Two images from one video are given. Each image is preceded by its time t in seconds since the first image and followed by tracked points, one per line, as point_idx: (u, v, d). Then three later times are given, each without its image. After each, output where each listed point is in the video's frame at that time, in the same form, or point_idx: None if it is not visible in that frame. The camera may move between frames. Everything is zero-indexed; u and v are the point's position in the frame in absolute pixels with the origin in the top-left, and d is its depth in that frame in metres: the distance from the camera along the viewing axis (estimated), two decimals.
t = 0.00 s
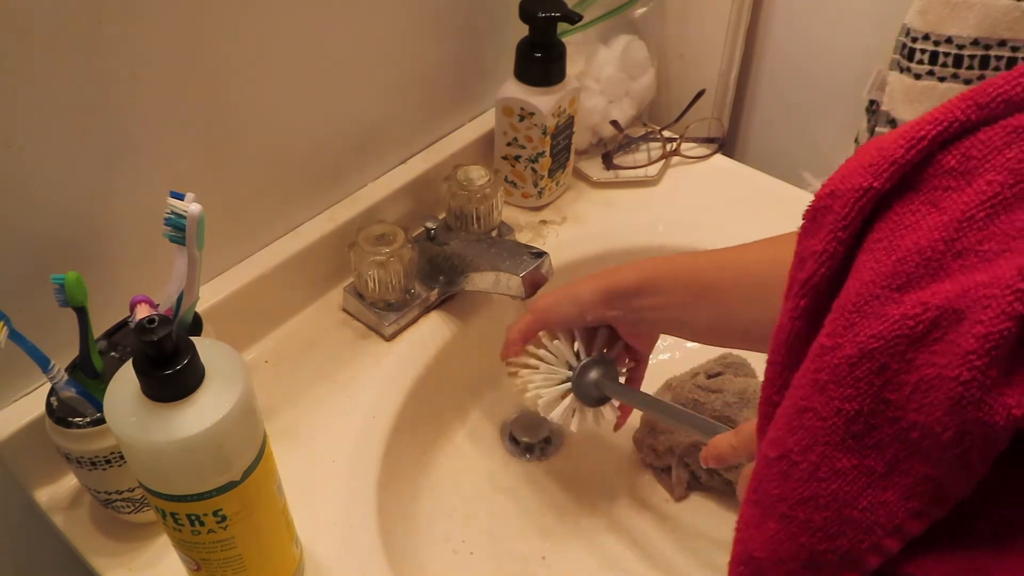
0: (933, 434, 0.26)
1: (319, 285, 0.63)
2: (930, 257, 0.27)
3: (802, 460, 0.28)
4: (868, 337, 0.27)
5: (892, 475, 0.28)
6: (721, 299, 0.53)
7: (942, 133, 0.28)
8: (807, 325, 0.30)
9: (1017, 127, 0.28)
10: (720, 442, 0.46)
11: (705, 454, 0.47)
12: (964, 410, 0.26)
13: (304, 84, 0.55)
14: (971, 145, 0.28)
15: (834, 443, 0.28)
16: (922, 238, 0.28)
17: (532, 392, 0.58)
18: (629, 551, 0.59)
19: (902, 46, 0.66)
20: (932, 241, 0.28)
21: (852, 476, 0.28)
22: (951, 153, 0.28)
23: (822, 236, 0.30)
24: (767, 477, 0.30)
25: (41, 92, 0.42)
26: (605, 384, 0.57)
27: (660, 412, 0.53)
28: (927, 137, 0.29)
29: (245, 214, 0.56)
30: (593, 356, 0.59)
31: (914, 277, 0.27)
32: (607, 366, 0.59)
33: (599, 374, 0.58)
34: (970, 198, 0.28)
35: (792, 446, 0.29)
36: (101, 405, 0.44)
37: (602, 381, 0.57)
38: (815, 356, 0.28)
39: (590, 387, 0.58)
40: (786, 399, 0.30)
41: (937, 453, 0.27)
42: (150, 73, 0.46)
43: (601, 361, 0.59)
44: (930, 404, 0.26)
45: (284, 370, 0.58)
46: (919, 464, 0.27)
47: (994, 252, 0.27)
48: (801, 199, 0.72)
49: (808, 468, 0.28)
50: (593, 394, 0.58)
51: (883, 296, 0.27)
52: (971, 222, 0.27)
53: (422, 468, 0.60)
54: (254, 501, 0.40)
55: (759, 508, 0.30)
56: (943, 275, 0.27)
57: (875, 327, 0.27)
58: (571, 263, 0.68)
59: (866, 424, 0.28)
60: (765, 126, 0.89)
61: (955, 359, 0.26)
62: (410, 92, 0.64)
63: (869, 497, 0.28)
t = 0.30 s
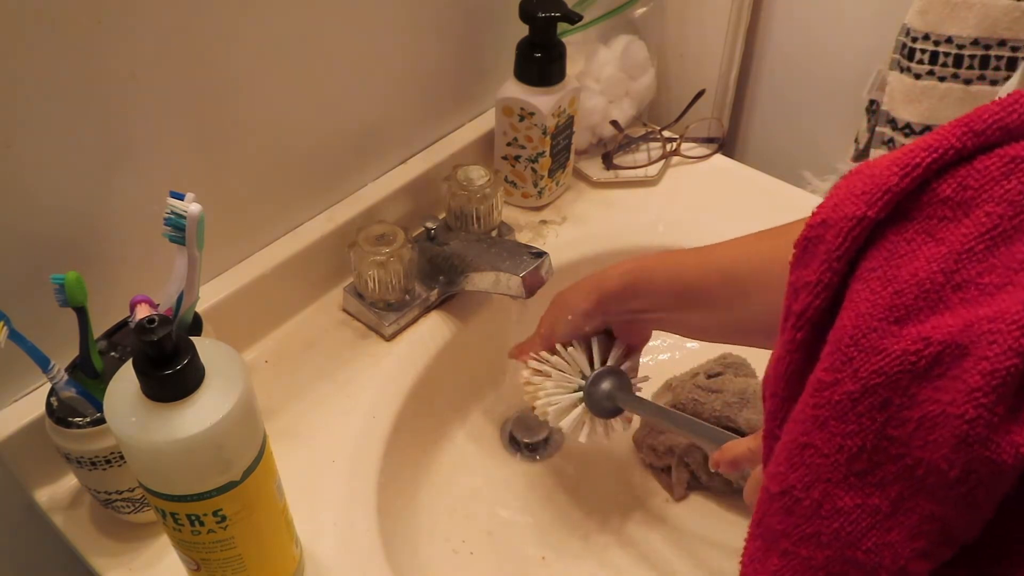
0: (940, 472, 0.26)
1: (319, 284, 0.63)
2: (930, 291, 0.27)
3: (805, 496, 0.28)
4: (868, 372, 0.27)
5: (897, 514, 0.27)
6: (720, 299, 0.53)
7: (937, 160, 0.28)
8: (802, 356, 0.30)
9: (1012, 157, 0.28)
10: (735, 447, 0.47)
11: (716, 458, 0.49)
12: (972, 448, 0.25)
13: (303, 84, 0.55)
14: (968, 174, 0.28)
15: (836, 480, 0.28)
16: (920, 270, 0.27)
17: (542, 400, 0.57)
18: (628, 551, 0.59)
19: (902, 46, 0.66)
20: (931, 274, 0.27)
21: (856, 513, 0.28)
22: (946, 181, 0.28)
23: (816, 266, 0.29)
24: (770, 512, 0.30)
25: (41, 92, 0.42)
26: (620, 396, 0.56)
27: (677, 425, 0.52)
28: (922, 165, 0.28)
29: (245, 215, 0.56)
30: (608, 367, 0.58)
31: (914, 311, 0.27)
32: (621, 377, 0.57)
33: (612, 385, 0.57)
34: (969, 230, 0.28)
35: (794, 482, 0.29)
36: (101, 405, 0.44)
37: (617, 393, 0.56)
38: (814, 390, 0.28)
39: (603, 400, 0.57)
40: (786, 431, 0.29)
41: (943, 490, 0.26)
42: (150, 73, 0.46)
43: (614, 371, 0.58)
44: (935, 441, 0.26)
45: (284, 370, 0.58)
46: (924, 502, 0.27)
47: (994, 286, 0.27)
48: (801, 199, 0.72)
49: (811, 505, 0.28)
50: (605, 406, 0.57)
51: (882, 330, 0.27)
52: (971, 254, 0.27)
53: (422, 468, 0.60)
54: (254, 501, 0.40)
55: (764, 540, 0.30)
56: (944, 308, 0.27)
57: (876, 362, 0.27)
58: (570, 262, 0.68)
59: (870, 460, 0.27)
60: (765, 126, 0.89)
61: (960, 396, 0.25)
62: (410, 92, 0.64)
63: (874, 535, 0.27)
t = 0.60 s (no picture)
0: (951, 456, 0.26)
1: (319, 284, 0.63)
2: (947, 276, 0.28)
3: (813, 481, 0.28)
4: (883, 354, 0.27)
5: (907, 497, 0.27)
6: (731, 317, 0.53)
7: (958, 149, 0.29)
8: (817, 342, 0.30)
9: None
10: (721, 448, 0.46)
11: (701, 458, 0.48)
12: (985, 430, 0.26)
13: (304, 84, 0.55)
14: (988, 163, 0.29)
15: (848, 463, 0.27)
16: (939, 256, 0.28)
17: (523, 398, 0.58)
18: (628, 551, 0.59)
19: (902, 46, 0.66)
20: (949, 260, 0.28)
21: (865, 497, 0.27)
22: (967, 170, 0.29)
23: (834, 250, 0.30)
24: (774, 499, 0.29)
25: (41, 91, 0.42)
26: (600, 399, 0.57)
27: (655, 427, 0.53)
28: (944, 152, 0.29)
29: (245, 214, 0.56)
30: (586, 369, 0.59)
31: (930, 296, 0.28)
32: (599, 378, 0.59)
33: (592, 389, 0.58)
34: (988, 218, 0.28)
35: (803, 466, 0.28)
36: (101, 405, 0.44)
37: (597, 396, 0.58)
38: (828, 373, 0.28)
39: (584, 402, 0.58)
40: (795, 417, 0.29)
41: (954, 473, 0.26)
42: (151, 73, 0.46)
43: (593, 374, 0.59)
44: (947, 424, 0.26)
45: (283, 370, 0.58)
46: (934, 486, 0.27)
47: (1011, 273, 0.27)
48: (801, 199, 0.72)
49: (820, 489, 0.28)
50: (587, 409, 0.58)
51: (899, 313, 0.27)
52: (988, 242, 0.28)
53: (422, 468, 0.60)
54: (254, 501, 0.40)
55: (765, 528, 0.30)
56: (960, 294, 0.28)
57: (892, 344, 0.27)
58: (571, 262, 0.68)
59: (882, 444, 0.27)
60: (765, 126, 0.89)
61: (975, 378, 0.26)
62: (410, 92, 0.64)
63: (881, 520, 0.27)
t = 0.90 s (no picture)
0: (950, 501, 0.27)
1: (319, 284, 0.63)
2: (943, 319, 0.29)
3: (804, 527, 0.29)
4: (880, 398, 0.28)
5: (900, 542, 0.28)
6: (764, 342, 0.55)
7: (948, 195, 0.31)
8: (806, 381, 0.32)
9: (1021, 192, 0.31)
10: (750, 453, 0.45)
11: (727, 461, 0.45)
12: (985, 475, 0.26)
13: (304, 84, 0.55)
14: (978, 208, 0.31)
15: (841, 509, 0.29)
16: (934, 301, 0.30)
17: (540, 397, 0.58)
18: (628, 551, 0.59)
19: (902, 46, 0.66)
20: (944, 304, 0.30)
21: (860, 543, 0.29)
22: (958, 215, 0.31)
23: (828, 293, 0.32)
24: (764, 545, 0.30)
25: (41, 91, 0.42)
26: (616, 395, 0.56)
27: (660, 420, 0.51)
28: (935, 199, 0.31)
29: (246, 214, 0.56)
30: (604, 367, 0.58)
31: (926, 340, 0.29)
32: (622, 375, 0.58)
33: (611, 385, 0.57)
34: (981, 262, 0.30)
35: (796, 511, 0.29)
36: (101, 405, 0.44)
37: (614, 392, 0.56)
38: (823, 415, 0.30)
39: (601, 399, 0.57)
40: (790, 460, 0.31)
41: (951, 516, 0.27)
42: (151, 73, 0.46)
43: (614, 372, 0.58)
44: (947, 469, 0.27)
45: (284, 370, 0.58)
46: (932, 530, 0.28)
47: (1007, 315, 0.29)
48: (801, 199, 0.72)
49: (811, 536, 0.29)
50: (603, 405, 0.57)
51: (895, 357, 0.29)
52: (982, 285, 0.30)
53: (422, 468, 0.60)
54: (254, 501, 0.40)
55: None
56: (958, 338, 0.29)
57: (887, 388, 0.28)
58: (571, 262, 0.68)
59: (877, 489, 0.28)
60: (765, 126, 0.89)
61: (972, 422, 0.27)
62: (410, 93, 0.64)
63: (876, 565, 0.28)
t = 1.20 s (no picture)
0: (910, 547, 0.28)
1: (319, 284, 0.63)
2: (906, 372, 0.30)
3: (786, 559, 0.32)
4: (847, 447, 0.30)
5: None
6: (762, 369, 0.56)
7: (916, 249, 0.31)
8: (795, 418, 0.34)
9: (991, 247, 0.30)
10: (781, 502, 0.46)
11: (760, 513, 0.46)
12: (939, 526, 0.28)
13: (304, 84, 0.55)
14: (947, 261, 0.31)
15: (816, 545, 0.31)
16: (899, 352, 0.31)
17: (561, 449, 0.58)
18: (628, 551, 0.59)
19: (902, 46, 0.66)
20: (908, 356, 0.30)
21: None
22: (928, 267, 0.31)
23: (805, 338, 0.33)
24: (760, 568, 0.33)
25: (41, 91, 0.42)
26: (636, 446, 0.57)
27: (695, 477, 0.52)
28: (903, 252, 0.31)
29: (246, 214, 0.56)
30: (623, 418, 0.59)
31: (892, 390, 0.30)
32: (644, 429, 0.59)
33: (629, 436, 0.58)
34: (947, 317, 0.30)
35: (780, 543, 0.32)
36: (101, 405, 0.44)
37: (633, 443, 0.57)
38: (801, 457, 0.32)
39: (620, 450, 0.58)
40: (776, 493, 0.33)
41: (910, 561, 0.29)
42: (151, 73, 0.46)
43: (633, 423, 0.59)
44: (907, 517, 0.28)
45: (284, 370, 0.58)
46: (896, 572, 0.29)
47: (967, 370, 0.29)
48: (801, 199, 0.72)
49: (792, 566, 0.32)
50: (623, 454, 0.57)
51: (861, 405, 0.30)
52: (945, 338, 0.30)
53: (422, 468, 0.60)
54: (254, 501, 0.40)
55: None
56: (921, 390, 0.30)
57: (853, 437, 0.30)
58: (571, 262, 0.68)
59: (846, 530, 0.30)
60: (765, 126, 0.89)
61: (928, 475, 0.28)
62: (410, 93, 0.64)
63: None
